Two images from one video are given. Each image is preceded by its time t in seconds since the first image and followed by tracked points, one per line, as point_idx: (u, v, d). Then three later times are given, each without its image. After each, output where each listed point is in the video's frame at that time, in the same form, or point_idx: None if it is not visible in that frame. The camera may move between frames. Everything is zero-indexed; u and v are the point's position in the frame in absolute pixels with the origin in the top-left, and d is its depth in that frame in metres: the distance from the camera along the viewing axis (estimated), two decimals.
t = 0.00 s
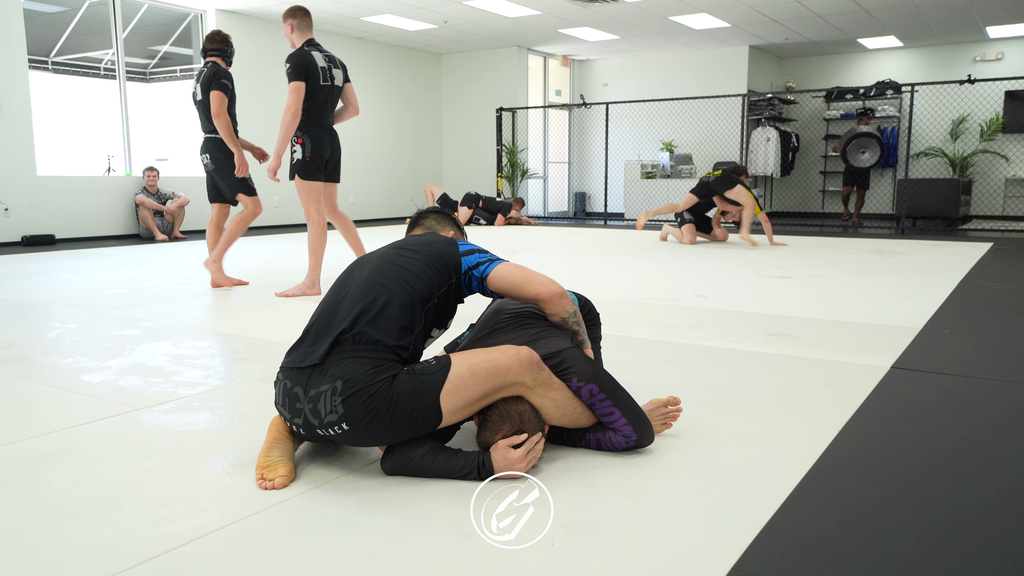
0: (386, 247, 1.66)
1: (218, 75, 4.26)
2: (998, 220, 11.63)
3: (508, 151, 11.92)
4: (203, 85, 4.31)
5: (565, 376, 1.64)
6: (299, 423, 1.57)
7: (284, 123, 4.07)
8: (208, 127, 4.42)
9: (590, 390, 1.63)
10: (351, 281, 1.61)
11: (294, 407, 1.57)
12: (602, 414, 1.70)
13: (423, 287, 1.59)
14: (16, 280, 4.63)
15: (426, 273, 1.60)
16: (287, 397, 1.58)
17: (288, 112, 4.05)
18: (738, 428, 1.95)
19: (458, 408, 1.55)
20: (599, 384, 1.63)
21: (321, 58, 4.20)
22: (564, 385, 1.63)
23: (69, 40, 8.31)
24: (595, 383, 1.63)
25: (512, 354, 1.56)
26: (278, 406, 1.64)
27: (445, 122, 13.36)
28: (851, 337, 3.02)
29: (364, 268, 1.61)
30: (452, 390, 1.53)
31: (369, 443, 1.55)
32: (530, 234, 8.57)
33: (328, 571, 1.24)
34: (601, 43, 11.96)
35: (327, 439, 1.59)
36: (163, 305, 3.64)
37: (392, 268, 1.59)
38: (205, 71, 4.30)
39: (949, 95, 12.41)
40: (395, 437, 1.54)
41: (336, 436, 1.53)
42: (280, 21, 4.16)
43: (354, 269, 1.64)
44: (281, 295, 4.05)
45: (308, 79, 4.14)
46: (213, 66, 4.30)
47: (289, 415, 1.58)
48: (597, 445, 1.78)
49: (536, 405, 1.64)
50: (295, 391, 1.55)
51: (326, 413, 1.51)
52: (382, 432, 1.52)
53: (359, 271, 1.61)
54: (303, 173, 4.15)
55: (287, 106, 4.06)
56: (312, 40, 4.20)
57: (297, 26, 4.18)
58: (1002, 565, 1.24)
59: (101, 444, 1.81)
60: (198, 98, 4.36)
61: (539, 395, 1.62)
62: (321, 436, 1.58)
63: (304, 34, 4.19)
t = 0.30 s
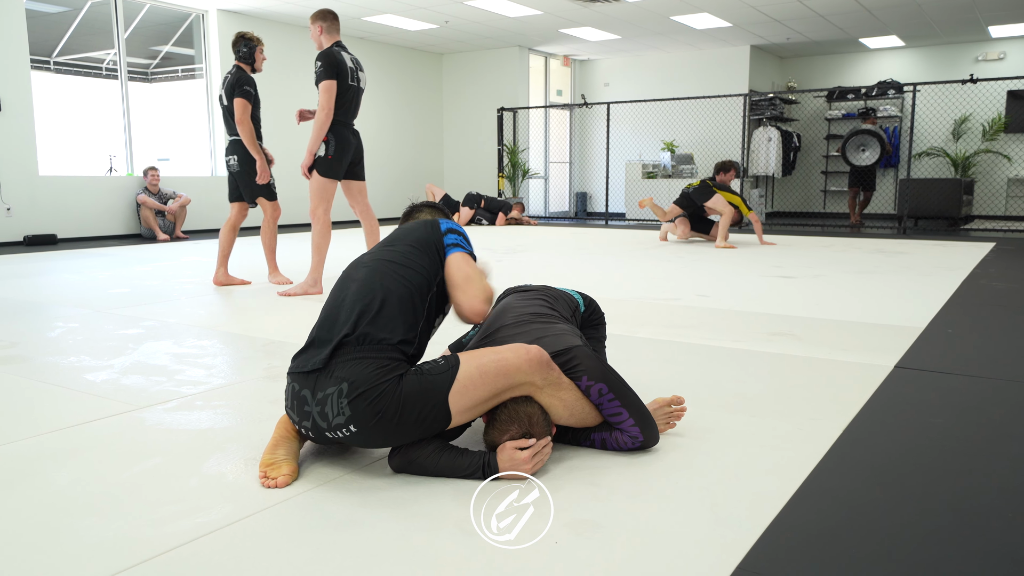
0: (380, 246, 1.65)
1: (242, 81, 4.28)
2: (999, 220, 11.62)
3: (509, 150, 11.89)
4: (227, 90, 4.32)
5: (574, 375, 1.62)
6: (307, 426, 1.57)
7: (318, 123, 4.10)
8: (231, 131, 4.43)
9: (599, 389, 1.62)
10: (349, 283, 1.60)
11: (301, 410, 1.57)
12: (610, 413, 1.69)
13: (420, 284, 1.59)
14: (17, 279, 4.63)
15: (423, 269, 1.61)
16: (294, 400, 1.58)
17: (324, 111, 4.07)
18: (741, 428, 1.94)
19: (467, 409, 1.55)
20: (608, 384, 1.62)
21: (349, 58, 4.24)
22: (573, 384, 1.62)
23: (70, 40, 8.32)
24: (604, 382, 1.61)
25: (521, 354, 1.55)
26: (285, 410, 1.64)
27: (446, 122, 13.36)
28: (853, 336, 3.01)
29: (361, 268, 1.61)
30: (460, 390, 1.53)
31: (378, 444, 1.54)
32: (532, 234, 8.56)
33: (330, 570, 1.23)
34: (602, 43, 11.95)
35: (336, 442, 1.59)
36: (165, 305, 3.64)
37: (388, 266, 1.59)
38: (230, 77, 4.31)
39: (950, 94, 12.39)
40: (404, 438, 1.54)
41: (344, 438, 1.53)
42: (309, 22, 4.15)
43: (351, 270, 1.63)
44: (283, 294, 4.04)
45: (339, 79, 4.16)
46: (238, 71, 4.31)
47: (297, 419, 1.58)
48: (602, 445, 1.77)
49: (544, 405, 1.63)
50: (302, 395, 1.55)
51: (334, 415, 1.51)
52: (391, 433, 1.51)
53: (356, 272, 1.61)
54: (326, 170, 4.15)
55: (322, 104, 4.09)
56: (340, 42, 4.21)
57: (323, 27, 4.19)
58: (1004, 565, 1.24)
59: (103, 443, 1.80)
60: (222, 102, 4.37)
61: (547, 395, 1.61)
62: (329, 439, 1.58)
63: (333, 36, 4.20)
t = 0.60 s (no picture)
0: (400, 243, 1.70)
1: (257, 86, 4.29)
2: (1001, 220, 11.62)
3: (510, 151, 11.88)
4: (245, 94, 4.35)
5: (580, 361, 1.58)
6: (313, 411, 1.58)
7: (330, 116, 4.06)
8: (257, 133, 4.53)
9: (604, 381, 1.57)
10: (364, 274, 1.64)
11: (308, 395, 1.58)
12: (606, 413, 1.64)
13: (433, 280, 1.61)
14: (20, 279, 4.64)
15: (438, 269, 1.63)
16: (302, 385, 1.59)
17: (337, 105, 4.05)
18: (743, 427, 1.94)
19: (465, 386, 1.48)
20: (613, 377, 1.58)
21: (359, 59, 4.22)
22: (578, 370, 1.56)
23: (71, 39, 8.32)
24: (609, 374, 1.57)
25: (522, 328, 1.49)
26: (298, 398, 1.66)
27: (448, 122, 13.36)
28: (855, 336, 3.01)
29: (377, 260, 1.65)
30: (456, 367, 1.47)
31: (376, 428, 1.52)
32: (533, 234, 8.55)
33: (332, 568, 1.23)
34: (603, 43, 11.94)
35: (341, 429, 1.59)
36: (166, 304, 3.64)
37: (400, 259, 1.61)
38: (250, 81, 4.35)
39: (952, 94, 12.38)
40: (402, 423, 1.51)
41: (344, 421, 1.53)
42: (317, 23, 4.14)
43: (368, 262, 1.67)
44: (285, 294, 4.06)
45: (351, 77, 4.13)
46: (258, 76, 4.34)
47: (305, 405, 1.60)
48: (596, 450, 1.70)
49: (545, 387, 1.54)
50: (309, 379, 1.57)
51: (334, 397, 1.52)
52: (387, 416, 1.49)
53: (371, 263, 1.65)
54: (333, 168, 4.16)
55: (335, 98, 4.05)
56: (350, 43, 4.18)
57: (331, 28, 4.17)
58: (1003, 564, 1.24)
59: (105, 441, 1.81)
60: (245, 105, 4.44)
61: (550, 374, 1.53)
62: (333, 425, 1.58)
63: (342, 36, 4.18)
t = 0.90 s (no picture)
0: (413, 235, 1.67)
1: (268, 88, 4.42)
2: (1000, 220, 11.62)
3: (511, 151, 11.89)
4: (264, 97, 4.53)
5: (592, 371, 1.54)
6: (318, 407, 1.59)
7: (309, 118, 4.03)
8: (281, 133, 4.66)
9: (618, 389, 1.54)
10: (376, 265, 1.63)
11: (314, 390, 1.59)
12: (626, 420, 1.60)
13: (444, 277, 1.60)
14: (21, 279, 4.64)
15: (451, 265, 1.62)
16: (308, 381, 1.60)
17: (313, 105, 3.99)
18: (745, 427, 1.94)
19: (471, 393, 1.46)
20: (627, 384, 1.54)
21: (336, 55, 4.16)
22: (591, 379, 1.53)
23: (71, 39, 8.31)
24: (623, 381, 1.54)
25: (530, 336, 1.44)
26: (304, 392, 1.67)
27: (448, 122, 13.36)
28: (856, 336, 3.01)
29: (389, 251, 1.63)
30: (459, 369, 1.45)
31: (378, 430, 1.52)
32: (534, 234, 8.55)
33: (334, 568, 1.23)
34: (604, 43, 11.94)
35: (346, 426, 1.59)
36: (166, 304, 3.64)
37: (407, 257, 1.59)
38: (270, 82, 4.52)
39: (952, 94, 12.38)
40: (404, 426, 1.50)
41: (347, 420, 1.53)
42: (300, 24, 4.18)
43: (380, 251, 1.66)
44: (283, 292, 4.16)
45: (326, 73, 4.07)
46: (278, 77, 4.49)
47: (311, 400, 1.60)
48: (613, 459, 1.65)
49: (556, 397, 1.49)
50: (314, 375, 1.57)
51: (338, 396, 1.52)
52: (389, 418, 1.49)
53: (383, 255, 1.63)
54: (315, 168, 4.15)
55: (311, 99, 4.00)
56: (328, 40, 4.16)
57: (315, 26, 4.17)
58: (1004, 564, 1.23)
59: (107, 441, 1.81)
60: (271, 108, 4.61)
61: (559, 385, 1.49)
62: (338, 422, 1.58)
63: (323, 32, 4.16)
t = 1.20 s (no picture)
0: (400, 237, 1.61)
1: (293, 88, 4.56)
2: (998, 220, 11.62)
3: (510, 151, 11.89)
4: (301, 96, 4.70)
5: (591, 383, 1.53)
6: (316, 425, 1.58)
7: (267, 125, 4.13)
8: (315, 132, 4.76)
9: (620, 397, 1.53)
10: (364, 275, 1.58)
11: (310, 409, 1.57)
12: (631, 425, 1.60)
13: (435, 287, 1.55)
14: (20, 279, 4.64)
15: (440, 272, 1.56)
16: (304, 399, 1.59)
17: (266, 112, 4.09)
18: (746, 427, 1.93)
19: (469, 418, 1.47)
20: (629, 391, 1.53)
21: (304, 52, 4.13)
22: (591, 392, 1.53)
23: (70, 38, 8.30)
24: (625, 388, 1.53)
25: (527, 362, 1.45)
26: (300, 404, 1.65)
27: (447, 123, 13.36)
28: (858, 335, 3.00)
29: (377, 259, 1.58)
30: (455, 395, 1.46)
31: (377, 452, 1.53)
32: (533, 233, 8.55)
33: (334, 567, 1.23)
34: (602, 43, 11.93)
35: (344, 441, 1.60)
36: (166, 304, 3.64)
37: (396, 267, 1.54)
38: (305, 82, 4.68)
39: (951, 95, 12.39)
40: (402, 448, 1.51)
41: (345, 443, 1.54)
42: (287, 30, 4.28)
43: (368, 258, 1.61)
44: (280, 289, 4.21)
45: (289, 74, 4.11)
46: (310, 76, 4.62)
47: (307, 417, 1.59)
48: (620, 465, 1.65)
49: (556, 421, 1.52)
50: (310, 395, 1.56)
51: (333, 420, 1.51)
52: (387, 442, 1.49)
53: (371, 265, 1.58)
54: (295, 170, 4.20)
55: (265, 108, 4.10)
56: (301, 41, 4.16)
57: (298, 28, 4.23)
58: (1003, 564, 1.23)
59: (107, 440, 1.80)
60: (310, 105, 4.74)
61: (557, 407, 1.51)
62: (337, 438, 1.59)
63: (303, 32, 4.18)
